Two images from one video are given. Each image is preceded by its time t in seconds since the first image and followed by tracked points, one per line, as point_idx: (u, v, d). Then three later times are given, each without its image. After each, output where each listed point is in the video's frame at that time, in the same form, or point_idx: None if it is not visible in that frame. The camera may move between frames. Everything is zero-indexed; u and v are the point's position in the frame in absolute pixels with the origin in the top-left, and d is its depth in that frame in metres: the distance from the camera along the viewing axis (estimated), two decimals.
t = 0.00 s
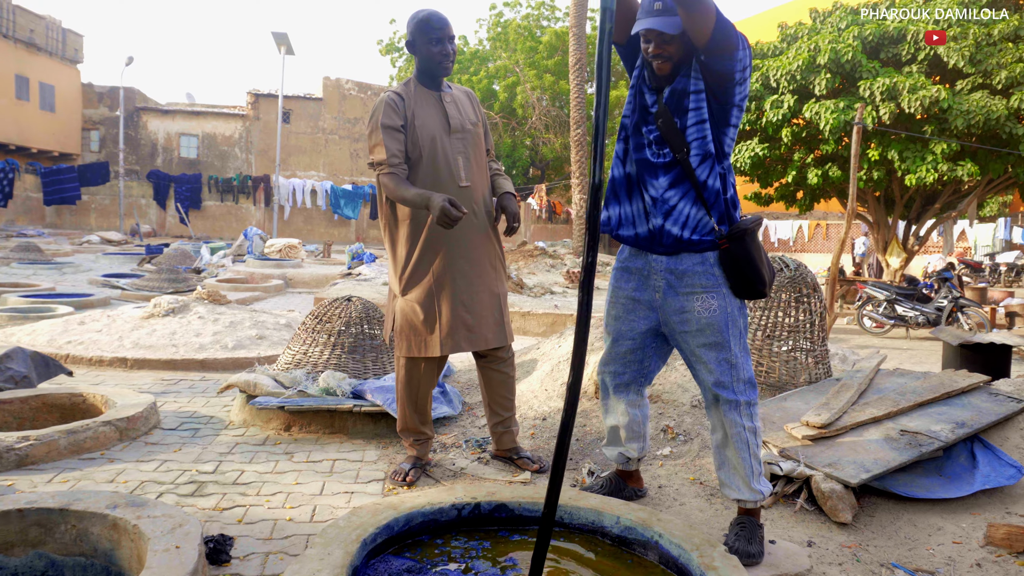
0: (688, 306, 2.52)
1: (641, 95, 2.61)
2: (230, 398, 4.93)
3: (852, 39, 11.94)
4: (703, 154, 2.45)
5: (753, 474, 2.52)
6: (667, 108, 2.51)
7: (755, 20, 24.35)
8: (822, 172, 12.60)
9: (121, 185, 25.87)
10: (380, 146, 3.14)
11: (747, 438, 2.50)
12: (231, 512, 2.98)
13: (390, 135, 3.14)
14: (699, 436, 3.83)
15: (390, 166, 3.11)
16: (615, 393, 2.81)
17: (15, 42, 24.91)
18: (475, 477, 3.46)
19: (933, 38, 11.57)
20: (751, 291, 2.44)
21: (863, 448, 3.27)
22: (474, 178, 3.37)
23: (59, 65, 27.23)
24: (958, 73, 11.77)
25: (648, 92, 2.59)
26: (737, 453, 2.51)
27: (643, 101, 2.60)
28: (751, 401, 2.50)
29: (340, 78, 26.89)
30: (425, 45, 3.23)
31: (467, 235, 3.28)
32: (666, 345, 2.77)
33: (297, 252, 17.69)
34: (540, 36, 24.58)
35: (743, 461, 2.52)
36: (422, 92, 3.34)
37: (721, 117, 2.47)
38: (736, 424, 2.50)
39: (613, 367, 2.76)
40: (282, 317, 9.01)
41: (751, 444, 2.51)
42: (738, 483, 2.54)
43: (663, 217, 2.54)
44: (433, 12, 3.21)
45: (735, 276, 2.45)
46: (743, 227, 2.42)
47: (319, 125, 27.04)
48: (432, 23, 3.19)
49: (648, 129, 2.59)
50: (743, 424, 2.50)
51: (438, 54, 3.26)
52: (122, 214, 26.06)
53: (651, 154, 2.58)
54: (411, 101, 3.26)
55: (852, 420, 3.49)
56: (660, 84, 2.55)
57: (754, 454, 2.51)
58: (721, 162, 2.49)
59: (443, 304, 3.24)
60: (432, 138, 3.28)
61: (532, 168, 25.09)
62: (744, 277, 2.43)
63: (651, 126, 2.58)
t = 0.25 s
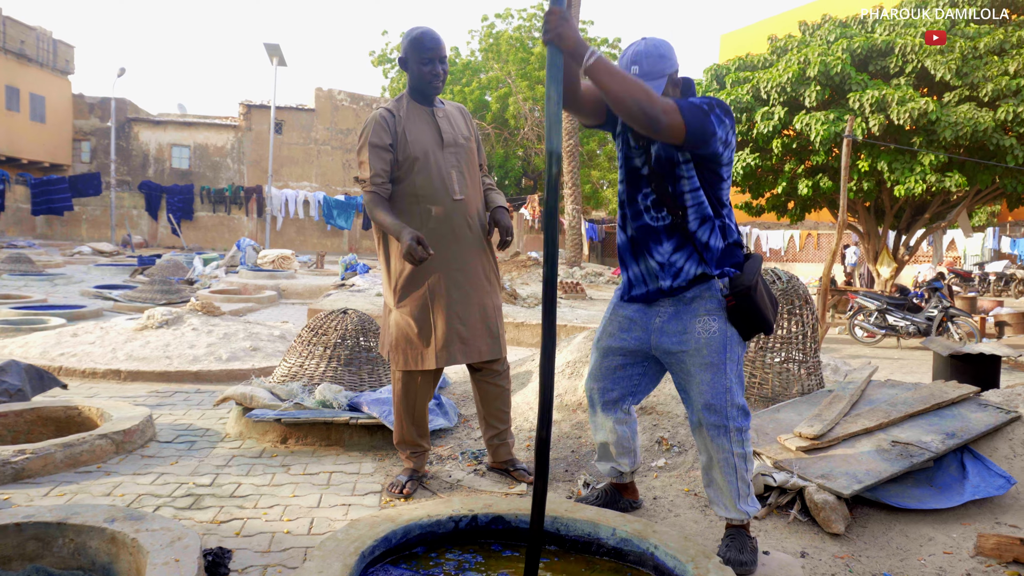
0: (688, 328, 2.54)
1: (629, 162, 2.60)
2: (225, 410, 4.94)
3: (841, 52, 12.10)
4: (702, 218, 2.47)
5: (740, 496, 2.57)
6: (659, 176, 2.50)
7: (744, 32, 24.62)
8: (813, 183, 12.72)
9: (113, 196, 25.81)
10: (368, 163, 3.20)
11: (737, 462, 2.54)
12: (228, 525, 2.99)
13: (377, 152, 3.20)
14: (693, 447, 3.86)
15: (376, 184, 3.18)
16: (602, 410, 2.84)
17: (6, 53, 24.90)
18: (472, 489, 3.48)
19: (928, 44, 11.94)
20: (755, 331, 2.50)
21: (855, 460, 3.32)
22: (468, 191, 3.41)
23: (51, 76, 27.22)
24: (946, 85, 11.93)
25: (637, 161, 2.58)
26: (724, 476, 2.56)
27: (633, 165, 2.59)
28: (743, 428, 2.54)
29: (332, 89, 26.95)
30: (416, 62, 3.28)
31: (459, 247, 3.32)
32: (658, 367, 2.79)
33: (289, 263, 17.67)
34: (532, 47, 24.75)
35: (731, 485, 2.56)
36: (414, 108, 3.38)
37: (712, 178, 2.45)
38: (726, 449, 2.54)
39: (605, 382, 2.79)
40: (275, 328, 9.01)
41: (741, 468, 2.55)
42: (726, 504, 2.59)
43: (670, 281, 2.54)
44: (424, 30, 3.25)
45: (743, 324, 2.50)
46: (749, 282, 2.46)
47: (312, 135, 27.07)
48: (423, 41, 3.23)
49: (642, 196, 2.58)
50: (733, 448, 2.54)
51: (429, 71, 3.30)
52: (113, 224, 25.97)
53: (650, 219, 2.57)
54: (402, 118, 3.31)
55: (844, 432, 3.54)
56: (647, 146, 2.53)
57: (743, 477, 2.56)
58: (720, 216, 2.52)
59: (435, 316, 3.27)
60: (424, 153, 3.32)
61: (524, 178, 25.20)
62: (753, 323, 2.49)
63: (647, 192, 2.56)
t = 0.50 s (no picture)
0: (695, 358, 2.60)
1: (625, 293, 2.74)
2: (227, 423, 4.95)
3: (835, 65, 12.21)
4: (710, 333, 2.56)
5: (741, 511, 2.59)
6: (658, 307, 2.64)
7: (739, 44, 24.82)
8: (809, 194, 12.81)
9: (110, 208, 25.84)
10: (358, 185, 3.27)
11: (739, 480, 2.54)
12: (233, 538, 3.01)
13: (366, 174, 3.26)
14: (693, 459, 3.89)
15: (366, 206, 3.25)
16: (592, 425, 2.88)
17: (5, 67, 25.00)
18: (474, 501, 3.50)
19: (936, 37, 12.27)
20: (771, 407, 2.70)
21: (854, 471, 3.35)
22: (460, 208, 3.44)
23: (49, 89, 27.31)
24: (939, 97, 12.04)
25: (633, 291, 2.72)
26: (725, 495, 2.56)
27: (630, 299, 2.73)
28: (745, 449, 2.55)
29: (330, 101, 27.03)
30: (406, 84, 3.32)
31: (452, 264, 3.36)
32: (653, 392, 2.87)
33: (288, 274, 17.70)
34: (528, 59, 24.89)
35: (733, 502, 2.57)
36: (406, 127, 3.42)
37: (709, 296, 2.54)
38: (730, 470, 2.53)
39: (602, 398, 2.85)
40: (275, 340, 9.02)
41: (743, 486, 2.56)
42: (726, 520, 2.61)
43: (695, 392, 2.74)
44: (413, 52, 3.28)
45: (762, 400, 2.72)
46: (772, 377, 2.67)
47: (309, 147, 27.13)
48: (412, 63, 3.26)
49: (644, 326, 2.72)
50: (737, 469, 2.54)
51: (419, 92, 3.34)
52: (111, 236, 25.97)
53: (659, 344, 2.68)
54: (393, 139, 3.36)
55: (843, 443, 3.57)
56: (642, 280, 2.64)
57: (744, 494, 2.57)
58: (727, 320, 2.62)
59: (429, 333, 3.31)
60: (416, 172, 3.36)
61: (521, 190, 25.29)
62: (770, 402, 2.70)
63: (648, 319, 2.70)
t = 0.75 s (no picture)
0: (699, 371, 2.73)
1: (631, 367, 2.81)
2: (230, 429, 4.97)
3: (835, 72, 12.25)
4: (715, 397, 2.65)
5: (738, 516, 2.61)
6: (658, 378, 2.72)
7: (739, 51, 24.91)
8: (809, 200, 12.84)
9: (111, 215, 25.90)
10: (357, 196, 3.28)
11: (735, 487, 2.57)
12: (238, 544, 3.02)
13: (365, 185, 3.27)
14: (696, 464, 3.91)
15: (363, 217, 3.27)
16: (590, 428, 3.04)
17: (7, 75, 25.12)
18: (477, 506, 3.51)
19: (936, 36, 12.53)
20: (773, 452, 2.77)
21: (856, 476, 3.36)
22: (458, 215, 3.47)
23: (51, 97, 27.43)
24: (939, 104, 12.08)
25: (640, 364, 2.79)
26: (722, 500, 2.58)
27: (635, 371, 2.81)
28: (743, 457, 2.58)
29: (330, 109, 27.09)
30: (402, 95, 3.36)
31: (451, 271, 3.38)
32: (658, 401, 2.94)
33: (289, 281, 17.73)
34: (528, 66, 24.98)
35: (730, 508, 2.59)
36: (403, 137, 3.45)
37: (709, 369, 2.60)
38: (726, 477, 2.56)
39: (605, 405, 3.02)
40: (276, 347, 9.04)
41: (740, 492, 2.58)
42: (724, 526, 2.62)
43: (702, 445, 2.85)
44: (408, 63, 3.32)
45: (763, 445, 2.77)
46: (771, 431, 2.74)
47: (310, 154, 27.20)
48: (407, 74, 3.31)
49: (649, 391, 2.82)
50: (732, 477, 2.56)
51: (413, 102, 3.38)
52: (112, 243, 26.00)
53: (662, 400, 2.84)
54: (391, 148, 3.39)
55: (844, 448, 3.58)
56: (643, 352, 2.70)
57: (741, 499, 2.59)
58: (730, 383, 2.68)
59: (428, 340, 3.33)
60: (413, 181, 3.39)
61: (521, 196, 25.33)
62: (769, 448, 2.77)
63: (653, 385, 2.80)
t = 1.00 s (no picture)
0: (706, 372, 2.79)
1: (645, 340, 2.91)
2: (234, 429, 4.99)
3: (835, 73, 12.27)
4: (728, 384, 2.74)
5: (740, 512, 2.61)
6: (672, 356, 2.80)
7: (740, 52, 24.93)
8: (810, 201, 12.85)
9: (112, 216, 25.94)
10: (356, 196, 3.31)
11: (736, 483, 2.58)
12: (242, 541, 3.03)
13: (364, 186, 3.30)
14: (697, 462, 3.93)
15: (361, 217, 3.30)
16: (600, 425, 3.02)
17: (9, 77, 25.19)
18: (480, 505, 3.54)
19: (936, 36, 12.55)
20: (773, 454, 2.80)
21: (856, 474, 3.38)
22: (456, 215, 3.48)
23: (53, 98, 27.50)
24: (939, 105, 12.10)
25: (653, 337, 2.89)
26: (724, 495, 2.59)
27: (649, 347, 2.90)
28: (744, 455, 2.61)
29: (332, 109, 27.09)
30: (402, 96, 3.38)
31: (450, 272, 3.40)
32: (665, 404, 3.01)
33: (290, 282, 17.76)
34: (529, 68, 25.01)
35: (731, 504, 2.60)
36: (404, 137, 3.48)
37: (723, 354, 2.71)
38: (726, 472, 2.57)
39: (614, 401, 3.03)
40: (278, 347, 9.06)
41: (742, 489, 2.60)
42: (725, 522, 2.63)
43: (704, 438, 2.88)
44: (408, 64, 3.33)
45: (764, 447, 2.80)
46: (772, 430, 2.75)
47: (311, 155, 27.22)
48: (407, 76, 3.33)
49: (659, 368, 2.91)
50: (734, 473, 2.58)
51: (413, 103, 3.39)
52: (113, 244, 26.03)
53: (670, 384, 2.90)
54: (391, 149, 3.41)
55: (845, 447, 3.59)
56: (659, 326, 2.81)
57: (744, 496, 2.61)
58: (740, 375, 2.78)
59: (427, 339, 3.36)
60: (413, 181, 3.41)
61: (522, 198, 25.36)
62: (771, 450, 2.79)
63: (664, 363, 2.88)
